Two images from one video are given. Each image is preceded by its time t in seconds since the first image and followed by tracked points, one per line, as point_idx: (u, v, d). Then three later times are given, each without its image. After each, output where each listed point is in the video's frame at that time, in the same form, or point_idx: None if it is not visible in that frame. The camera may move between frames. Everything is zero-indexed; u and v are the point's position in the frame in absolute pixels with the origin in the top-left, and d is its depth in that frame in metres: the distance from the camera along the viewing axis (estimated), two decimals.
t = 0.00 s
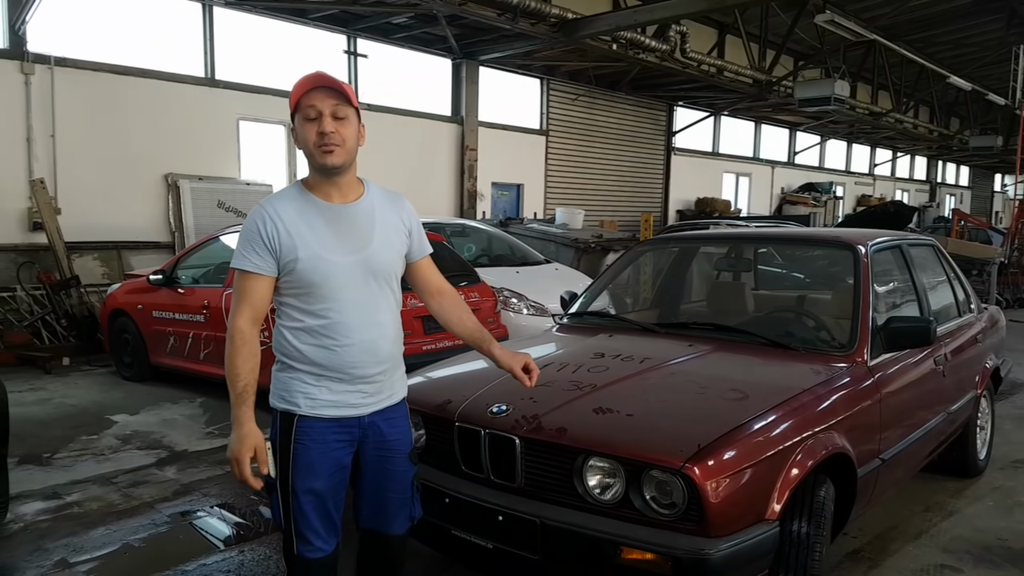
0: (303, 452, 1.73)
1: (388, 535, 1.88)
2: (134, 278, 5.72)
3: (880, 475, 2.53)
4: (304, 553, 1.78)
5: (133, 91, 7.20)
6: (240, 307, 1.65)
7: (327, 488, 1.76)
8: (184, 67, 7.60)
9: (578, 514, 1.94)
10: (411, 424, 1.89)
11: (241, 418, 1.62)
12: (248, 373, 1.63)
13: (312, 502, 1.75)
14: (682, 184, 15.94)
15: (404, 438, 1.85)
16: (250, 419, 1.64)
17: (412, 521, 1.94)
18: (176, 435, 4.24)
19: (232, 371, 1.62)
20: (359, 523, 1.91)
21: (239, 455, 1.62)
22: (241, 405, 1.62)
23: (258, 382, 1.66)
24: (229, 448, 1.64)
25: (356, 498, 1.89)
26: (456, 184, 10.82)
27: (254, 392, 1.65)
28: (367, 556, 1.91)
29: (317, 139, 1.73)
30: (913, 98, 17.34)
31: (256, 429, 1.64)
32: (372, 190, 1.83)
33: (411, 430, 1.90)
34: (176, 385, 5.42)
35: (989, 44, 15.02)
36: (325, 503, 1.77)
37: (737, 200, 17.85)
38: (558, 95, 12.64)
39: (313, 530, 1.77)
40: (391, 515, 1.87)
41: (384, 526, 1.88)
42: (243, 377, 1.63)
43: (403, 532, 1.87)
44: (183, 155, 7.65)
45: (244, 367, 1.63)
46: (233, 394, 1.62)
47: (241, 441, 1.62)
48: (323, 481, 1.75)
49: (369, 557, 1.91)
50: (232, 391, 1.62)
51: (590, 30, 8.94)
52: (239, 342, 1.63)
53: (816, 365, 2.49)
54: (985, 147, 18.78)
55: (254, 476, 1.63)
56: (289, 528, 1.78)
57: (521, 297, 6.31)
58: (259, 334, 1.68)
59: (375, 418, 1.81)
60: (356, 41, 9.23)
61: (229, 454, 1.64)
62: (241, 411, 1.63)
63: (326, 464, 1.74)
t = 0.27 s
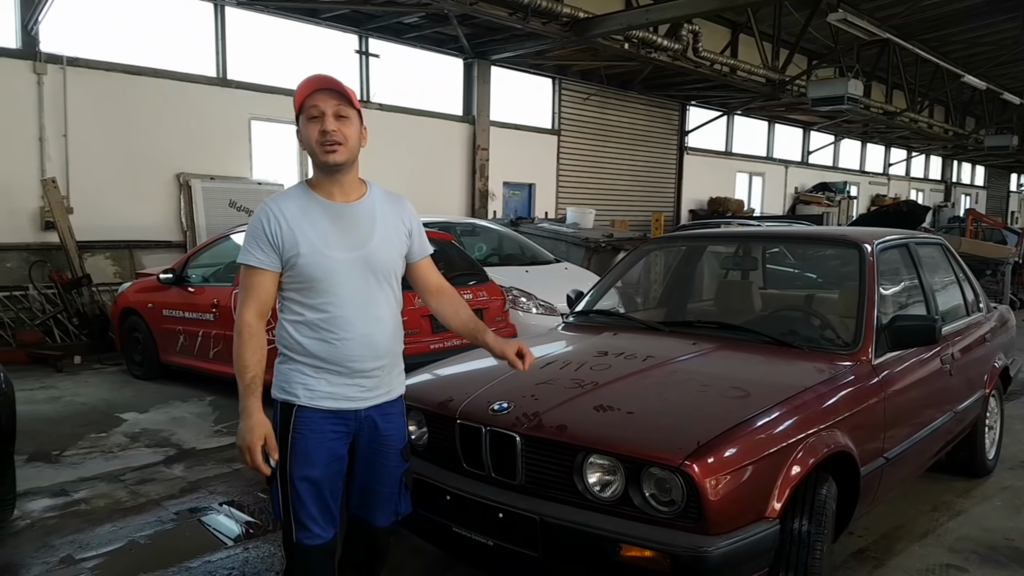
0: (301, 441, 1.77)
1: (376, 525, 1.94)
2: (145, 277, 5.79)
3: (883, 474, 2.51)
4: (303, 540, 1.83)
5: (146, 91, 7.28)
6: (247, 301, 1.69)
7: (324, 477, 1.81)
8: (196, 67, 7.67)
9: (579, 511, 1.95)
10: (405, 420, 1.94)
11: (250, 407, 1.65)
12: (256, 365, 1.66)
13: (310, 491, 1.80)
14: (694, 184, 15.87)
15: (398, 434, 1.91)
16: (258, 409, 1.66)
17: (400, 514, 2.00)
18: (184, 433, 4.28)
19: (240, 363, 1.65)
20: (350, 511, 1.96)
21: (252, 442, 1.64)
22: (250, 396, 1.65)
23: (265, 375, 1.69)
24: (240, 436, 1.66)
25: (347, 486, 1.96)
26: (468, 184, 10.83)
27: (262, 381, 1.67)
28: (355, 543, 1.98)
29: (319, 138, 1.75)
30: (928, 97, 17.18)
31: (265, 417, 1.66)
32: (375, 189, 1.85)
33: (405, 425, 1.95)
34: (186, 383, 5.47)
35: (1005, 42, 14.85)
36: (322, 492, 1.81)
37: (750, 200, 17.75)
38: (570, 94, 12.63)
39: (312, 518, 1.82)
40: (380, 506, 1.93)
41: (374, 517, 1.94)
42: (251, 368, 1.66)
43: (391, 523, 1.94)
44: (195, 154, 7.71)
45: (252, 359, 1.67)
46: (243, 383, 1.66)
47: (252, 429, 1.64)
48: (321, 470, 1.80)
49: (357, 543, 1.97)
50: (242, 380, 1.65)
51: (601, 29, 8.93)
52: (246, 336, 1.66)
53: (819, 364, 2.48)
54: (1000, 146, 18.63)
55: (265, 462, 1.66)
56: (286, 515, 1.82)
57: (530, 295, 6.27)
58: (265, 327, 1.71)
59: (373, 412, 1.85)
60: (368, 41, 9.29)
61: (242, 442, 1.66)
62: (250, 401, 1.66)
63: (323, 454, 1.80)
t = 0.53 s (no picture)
0: (303, 428, 1.83)
1: (376, 514, 1.99)
2: (150, 276, 5.82)
3: (885, 473, 2.50)
4: (304, 524, 1.89)
5: (153, 91, 7.33)
6: (258, 291, 1.79)
7: (326, 463, 1.87)
8: (203, 67, 7.71)
9: (578, 508, 1.95)
10: (406, 411, 1.97)
11: (254, 390, 1.76)
12: (264, 351, 1.77)
13: (312, 477, 1.86)
14: (702, 184, 15.83)
15: (397, 424, 1.94)
16: (262, 392, 1.77)
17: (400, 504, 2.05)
18: (188, 432, 4.31)
19: (248, 349, 1.76)
20: (352, 500, 2.02)
21: (257, 421, 1.75)
22: (255, 377, 1.75)
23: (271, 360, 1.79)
24: (246, 413, 1.78)
25: (349, 476, 2.01)
26: (474, 184, 10.84)
27: (267, 364, 1.78)
28: (357, 532, 2.03)
29: (333, 138, 1.81)
30: (936, 96, 17.09)
31: (266, 399, 1.77)
32: (386, 189, 1.91)
33: (406, 418, 1.99)
34: (191, 383, 5.50)
35: (1014, 42, 14.77)
36: (323, 478, 1.87)
37: (758, 200, 17.69)
38: (577, 94, 12.63)
39: (312, 503, 1.88)
40: (381, 495, 1.98)
41: (375, 506, 1.98)
42: (257, 354, 1.76)
43: (390, 514, 1.98)
44: (202, 155, 7.75)
45: (259, 346, 1.77)
46: (250, 367, 1.76)
47: (255, 410, 1.76)
48: (322, 457, 1.86)
49: (359, 532, 2.02)
50: (249, 363, 1.76)
51: (607, 29, 8.92)
52: (254, 323, 1.77)
53: (820, 362, 2.47)
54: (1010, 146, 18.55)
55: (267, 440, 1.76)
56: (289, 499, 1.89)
57: (536, 295, 6.28)
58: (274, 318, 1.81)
59: (374, 402, 1.90)
60: (375, 41, 9.32)
61: (246, 421, 1.77)
62: (255, 383, 1.76)
63: (325, 441, 1.86)
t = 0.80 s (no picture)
0: (295, 414, 1.95)
1: (362, 502, 2.09)
2: (151, 275, 5.83)
3: (884, 471, 2.49)
4: (290, 509, 1.99)
5: (154, 91, 7.33)
6: (256, 277, 1.92)
7: (316, 448, 1.98)
8: (204, 66, 7.71)
9: (574, 506, 1.95)
10: (395, 403, 2.10)
11: (246, 370, 1.88)
12: (259, 330, 1.89)
13: (301, 463, 1.97)
14: (704, 183, 15.81)
15: (386, 415, 2.06)
16: (254, 373, 1.89)
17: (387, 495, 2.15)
18: (187, 431, 4.31)
19: (243, 329, 1.88)
20: (340, 488, 2.13)
21: (245, 404, 1.88)
22: (248, 359, 1.88)
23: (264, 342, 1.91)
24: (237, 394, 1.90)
25: (339, 466, 2.12)
26: (477, 183, 10.84)
27: (262, 348, 1.90)
28: (345, 521, 2.12)
29: (332, 143, 1.94)
30: (940, 96, 17.05)
31: (258, 381, 1.89)
32: (381, 186, 2.04)
33: (394, 410, 2.11)
34: (191, 382, 5.51)
35: (1017, 41, 14.75)
36: (313, 462, 1.99)
37: (760, 200, 17.66)
38: (579, 94, 12.61)
39: (302, 486, 1.99)
40: (367, 483, 2.09)
41: (361, 493, 2.09)
42: (252, 337, 1.89)
43: (375, 501, 2.09)
44: (203, 155, 7.76)
45: (254, 329, 1.89)
46: (244, 347, 1.88)
47: (245, 391, 1.87)
48: (312, 443, 1.98)
49: (345, 522, 2.11)
50: (243, 344, 1.89)
51: (610, 28, 8.91)
52: (252, 306, 1.89)
53: (818, 360, 2.46)
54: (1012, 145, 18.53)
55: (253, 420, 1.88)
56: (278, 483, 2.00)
57: (537, 294, 6.28)
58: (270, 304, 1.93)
59: (364, 392, 2.02)
60: (377, 40, 9.33)
61: (237, 403, 1.90)
62: (248, 364, 1.89)
63: (315, 428, 1.98)
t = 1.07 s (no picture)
0: (281, 413, 1.97)
1: (356, 498, 2.10)
2: (146, 274, 5.82)
3: (878, 467, 2.50)
4: (278, 504, 2.03)
5: (151, 89, 7.32)
6: (239, 270, 1.91)
7: (302, 446, 2.00)
8: (200, 64, 7.70)
9: (569, 502, 1.95)
10: (386, 398, 2.10)
11: (230, 362, 1.86)
12: (241, 324, 1.89)
13: (288, 459, 1.99)
14: (702, 183, 15.83)
15: (375, 410, 2.07)
16: (238, 364, 1.87)
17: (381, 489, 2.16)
18: (183, 430, 4.31)
19: (226, 322, 1.87)
20: (334, 484, 2.14)
21: (229, 395, 1.85)
22: (232, 350, 1.86)
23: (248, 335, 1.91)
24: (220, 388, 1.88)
25: (331, 462, 2.13)
26: (475, 183, 10.84)
27: (246, 339, 1.89)
28: (341, 517, 2.13)
29: (319, 150, 1.97)
30: (936, 96, 17.10)
31: (242, 373, 1.88)
32: (365, 183, 2.07)
33: (385, 405, 2.11)
34: (187, 381, 5.50)
35: (1013, 42, 14.80)
36: (300, 460, 2.01)
37: (758, 200, 17.70)
38: (577, 94, 12.62)
39: (288, 483, 2.01)
40: (360, 479, 2.09)
41: (354, 489, 2.10)
42: (235, 329, 1.88)
43: (369, 497, 2.08)
44: (200, 154, 7.75)
45: (237, 321, 1.89)
46: (228, 340, 1.88)
47: (229, 383, 1.85)
48: (298, 440, 1.99)
49: (340, 518, 2.13)
50: (225, 337, 1.88)
51: (607, 28, 8.92)
52: (234, 299, 1.89)
53: (813, 356, 2.47)
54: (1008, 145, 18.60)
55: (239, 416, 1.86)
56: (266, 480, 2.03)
57: (534, 292, 6.29)
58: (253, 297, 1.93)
59: (352, 387, 2.03)
60: (374, 39, 9.33)
61: (220, 393, 1.87)
62: (232, 356, 1.87)
63: (302, 424, 1.99)
